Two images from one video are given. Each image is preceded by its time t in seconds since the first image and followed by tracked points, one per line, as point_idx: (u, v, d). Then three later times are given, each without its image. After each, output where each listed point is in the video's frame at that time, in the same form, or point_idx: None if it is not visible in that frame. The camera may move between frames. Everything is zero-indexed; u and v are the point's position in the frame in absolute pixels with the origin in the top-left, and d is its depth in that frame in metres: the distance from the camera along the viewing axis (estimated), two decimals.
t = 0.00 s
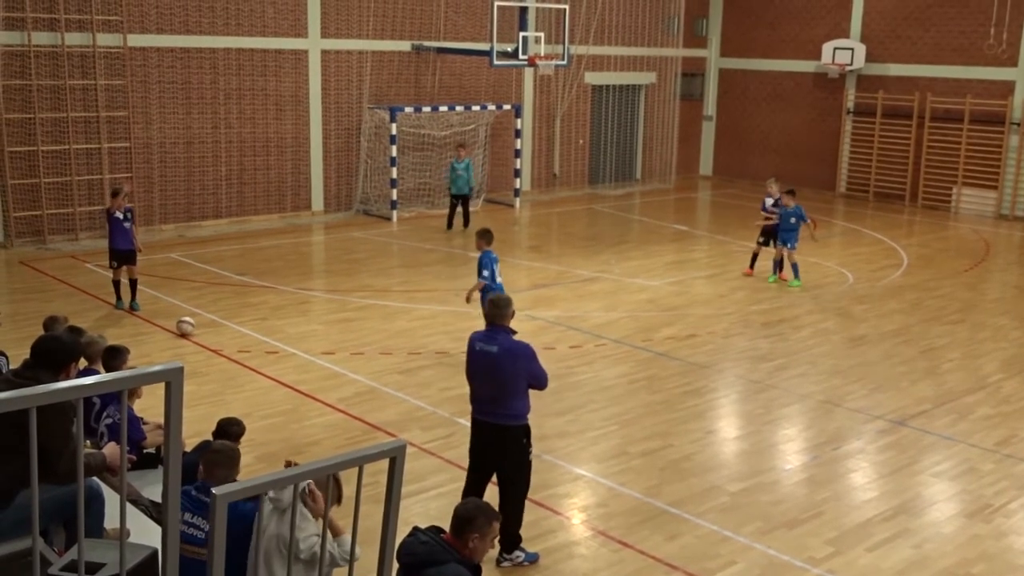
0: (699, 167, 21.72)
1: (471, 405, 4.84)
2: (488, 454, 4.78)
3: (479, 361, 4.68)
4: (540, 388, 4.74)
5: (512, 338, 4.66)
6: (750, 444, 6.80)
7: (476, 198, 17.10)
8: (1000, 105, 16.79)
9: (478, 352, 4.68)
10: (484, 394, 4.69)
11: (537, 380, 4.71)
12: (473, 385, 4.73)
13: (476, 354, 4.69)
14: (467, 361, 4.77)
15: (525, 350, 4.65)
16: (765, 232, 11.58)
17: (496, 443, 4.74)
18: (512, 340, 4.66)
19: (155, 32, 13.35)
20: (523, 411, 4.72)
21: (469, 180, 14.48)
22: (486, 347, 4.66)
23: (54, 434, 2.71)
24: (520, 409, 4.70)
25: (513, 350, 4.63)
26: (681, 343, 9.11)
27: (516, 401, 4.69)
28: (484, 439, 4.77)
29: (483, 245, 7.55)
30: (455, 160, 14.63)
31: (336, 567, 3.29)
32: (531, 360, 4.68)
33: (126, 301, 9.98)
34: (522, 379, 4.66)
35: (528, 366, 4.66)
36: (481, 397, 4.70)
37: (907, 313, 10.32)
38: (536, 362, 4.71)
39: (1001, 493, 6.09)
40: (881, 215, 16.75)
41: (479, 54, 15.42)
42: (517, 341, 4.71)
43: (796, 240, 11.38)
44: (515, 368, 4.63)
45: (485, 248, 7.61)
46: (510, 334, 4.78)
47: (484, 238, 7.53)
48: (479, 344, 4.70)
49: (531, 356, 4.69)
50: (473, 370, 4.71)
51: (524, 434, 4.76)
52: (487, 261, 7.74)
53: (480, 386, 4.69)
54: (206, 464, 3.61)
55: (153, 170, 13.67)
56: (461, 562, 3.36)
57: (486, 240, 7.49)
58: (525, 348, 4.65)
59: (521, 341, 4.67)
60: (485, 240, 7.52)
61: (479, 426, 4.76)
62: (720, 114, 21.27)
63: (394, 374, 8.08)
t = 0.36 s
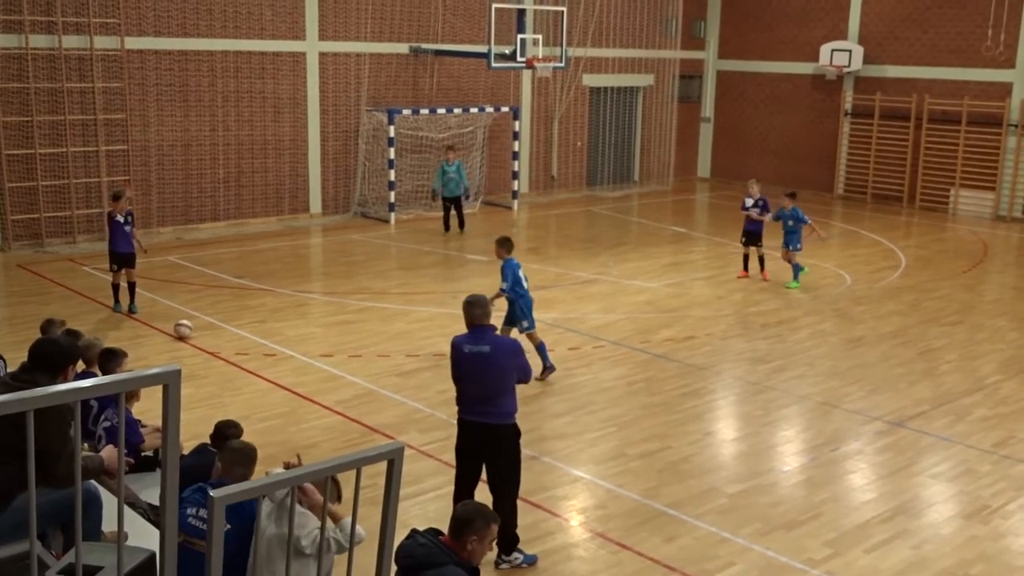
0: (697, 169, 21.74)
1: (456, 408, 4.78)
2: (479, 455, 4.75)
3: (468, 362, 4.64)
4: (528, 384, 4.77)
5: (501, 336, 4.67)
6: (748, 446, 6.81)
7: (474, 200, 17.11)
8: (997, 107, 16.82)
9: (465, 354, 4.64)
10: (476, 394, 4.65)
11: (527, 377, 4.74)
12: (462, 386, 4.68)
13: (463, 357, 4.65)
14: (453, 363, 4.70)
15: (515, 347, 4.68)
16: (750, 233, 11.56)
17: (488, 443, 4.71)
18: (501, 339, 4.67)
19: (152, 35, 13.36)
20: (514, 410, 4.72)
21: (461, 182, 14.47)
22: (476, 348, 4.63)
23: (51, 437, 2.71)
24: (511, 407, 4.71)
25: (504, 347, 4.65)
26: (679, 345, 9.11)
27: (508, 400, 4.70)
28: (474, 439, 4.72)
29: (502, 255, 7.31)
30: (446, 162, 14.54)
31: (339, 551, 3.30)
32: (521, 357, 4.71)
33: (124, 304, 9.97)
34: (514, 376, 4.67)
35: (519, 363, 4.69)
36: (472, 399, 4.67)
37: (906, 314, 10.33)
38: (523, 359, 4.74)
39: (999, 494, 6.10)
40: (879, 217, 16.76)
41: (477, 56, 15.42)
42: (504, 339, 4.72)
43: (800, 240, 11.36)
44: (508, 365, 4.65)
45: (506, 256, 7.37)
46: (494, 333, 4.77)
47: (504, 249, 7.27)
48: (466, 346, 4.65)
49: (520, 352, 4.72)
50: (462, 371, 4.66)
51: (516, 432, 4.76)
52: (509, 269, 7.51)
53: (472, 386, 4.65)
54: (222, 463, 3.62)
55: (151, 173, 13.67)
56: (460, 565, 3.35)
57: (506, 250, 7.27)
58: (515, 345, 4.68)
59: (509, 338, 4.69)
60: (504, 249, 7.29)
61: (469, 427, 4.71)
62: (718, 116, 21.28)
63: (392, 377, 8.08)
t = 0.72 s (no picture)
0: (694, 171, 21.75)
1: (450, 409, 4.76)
2: (475, 455, 4.74)
3: (461, 363, 4.63)
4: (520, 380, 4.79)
5: (493, 334, 4.68)
6: (745, 448, 6.81)
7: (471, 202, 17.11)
8: (993, 109, 16.85)
9: (458, 355, 4.63)
10: (471, 394, 4.64)
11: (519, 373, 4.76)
12: (456, 387, 4.66)
13: (455, 358, 4.63)
14: (445, 365, 4.68)
15: (507, 344, 4.70)
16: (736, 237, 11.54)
17: (484, 443, 4.71)
18: (493, 337, 4.67)
19: (150, 36, 13.35)
20: (508, 407, 4.73)
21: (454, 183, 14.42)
22: (470, 348, 4.62)
23: (47, 438, 2.71)
24: (505, 405, 4.71)
25: (497, 345, 4.66)
26: (676, 347, 9.11)
27: (503, 397, 4.70)
28: (470, 440, 4.71)
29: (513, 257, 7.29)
30: (439, 164, 14.51)
31: (333, 555, 3.30)
32: (513, 354, 4.73)
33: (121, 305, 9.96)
34: (508, 373, 4.68)
35: (512, 360, 4.70)
36: (467, 399, 4.65)
37: (902, 316, 10.34)
38: (515, 356, 4.76)
39: (996, 496, 6.10)
40: (875, 219, 16.78)
41: (474, 57, 15.43)
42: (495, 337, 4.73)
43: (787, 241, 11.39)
44: (503, 362, 4.66)
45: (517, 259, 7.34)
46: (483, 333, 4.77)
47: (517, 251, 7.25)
48: (458, 346, 4.64)
49: (512, 349, 4.74)
50: (456, 372, 4.64)
51: (511, 429, 4.76)
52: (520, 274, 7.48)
53: (467, 387, 4.63)
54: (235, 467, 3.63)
55: (147, 174, 13.65)
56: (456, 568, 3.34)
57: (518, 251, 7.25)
58: (506, 342, 4.69)
59: (501, 335, 4.70)
60: (515, 252, 7.27)
61: (464, 428, 4.70)
62: (715, 118, 21.29)
63: (389, 378, 8.08)
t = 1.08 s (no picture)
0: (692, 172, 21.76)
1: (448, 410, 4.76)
2: (474, 456, 4.74)
3: (458, 364, 4.63)
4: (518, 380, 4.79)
5: (489, 334, 4.68)
6: (743, 449, 6.81)
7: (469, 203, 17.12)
8: (992, 111, 16.88)
9: (455, 356, 4.63)
10: (468, 395, 4.64)
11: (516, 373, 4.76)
12: (454, 387, 4.66)
13: (453, 358, 4.64)
14: (442, 366, 4.68)
15: (503, 344, 4.69)
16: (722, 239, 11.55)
17: (482, 444, 4.70)
18: (489, 338, 4.67)
19: (149, 37, 13.34)
20: (506, 408, 4.73)
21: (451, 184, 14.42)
22: (466, 348, 4.62)
23: (45, 439, 2.71)
24: (503, 405, 4.71)
25: (493, 346, 4.65)
26: (675, 348, 9.11)
27: (500, 398, 4.70)
28: (468, 441, 4.71)
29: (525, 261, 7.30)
30: (437, 165, 14.50)
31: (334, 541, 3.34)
32: (510, 354, 4.72)
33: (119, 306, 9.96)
34: (504, 374, 4.68)
35: (508, 360, 4.70)
36: (465, 400, 4.65)
37: (900, 318, 10.35)
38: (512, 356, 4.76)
39: (994, 497, 6.11)
40: (874, 220, 16.79)
41: (473, 58, 15.43)
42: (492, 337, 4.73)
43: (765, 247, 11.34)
44: (499, 363, 4.66)
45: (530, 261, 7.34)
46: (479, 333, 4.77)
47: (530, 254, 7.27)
48: (455, 347, 4.64)
49: (508, 349, 4.74)
50: (453, 372, 4.64)
51: (508, 430, 4.76)
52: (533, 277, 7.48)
53: (464, 387, 4.64)
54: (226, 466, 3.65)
55: (146, 175, 13.64)
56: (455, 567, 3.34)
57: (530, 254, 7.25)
58: (502, 343, 4.69)
59: (497, 336, 4.70)
60: (528, 254, 7.27)
61: (462, 428, 4.69)
62: (714, 119, 21.30)
63: (388, 379, 8.08)
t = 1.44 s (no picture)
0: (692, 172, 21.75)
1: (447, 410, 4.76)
2: (473, 456, 4.73)
3: (456, 364, 4.63)
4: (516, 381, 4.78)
5: (487, 335, 4.67)
6: (743, 449, 6.81)
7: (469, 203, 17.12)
8: (992, 112, 16.89)
9: (453, 356, 4.63)
10: (466, 395, 4.64)
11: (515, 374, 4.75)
12: (452, 388, 4.66)
13: (451, 358, 4.64)
14: (441, 366, 4.68)
15: (501, 344, 4.68)
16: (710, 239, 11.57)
17: (480, 444, 4.70)
18: (487, 338, 4.67)
19: (149, 37, 13.34)
20: (504, 408, 4.73)
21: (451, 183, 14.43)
22: (464, 349, 4.62)
23: (45, 439, 2.71)
24: (502, 406, 4.71)
25: (491, 347, 4.65)
26: (675, 348, 9.11)
27: (498, 398, 4.70)
28: (467, 441, 4.71)
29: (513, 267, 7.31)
30: (438, 164, 14.49)
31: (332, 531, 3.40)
32: (508, 354, 4.71)
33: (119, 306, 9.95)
34: (502, 375, 4.67)
35: (506, 361, 4.69)
36: (463, 400, 4.65)
37: (900, 318, 10.35)
38: (510, 357, 4.75)
39: (994, 498, 6.11)
40: (873, 221, 16.79)
41: (473, 59, 15.43)
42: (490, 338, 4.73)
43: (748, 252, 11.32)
44: (496, 364, 4.65)
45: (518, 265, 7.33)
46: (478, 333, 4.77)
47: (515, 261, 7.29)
48: (453, 347, 4.64)
49: (506, 350, 4.73)
50: (451, 373, 4.64)
51: (507, 430, 4.76)
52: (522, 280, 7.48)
53: (463, 388, 4.64)
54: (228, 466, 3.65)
55: (146, 175, 13.64)
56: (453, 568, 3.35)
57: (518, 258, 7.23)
58: (500, 344, 4.68)
59: (495, 336, 4.69)
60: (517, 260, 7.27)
61: (461, 429, 4.69)
62: (714, 119, 21.30)
63: (388, 380, 8.07)
